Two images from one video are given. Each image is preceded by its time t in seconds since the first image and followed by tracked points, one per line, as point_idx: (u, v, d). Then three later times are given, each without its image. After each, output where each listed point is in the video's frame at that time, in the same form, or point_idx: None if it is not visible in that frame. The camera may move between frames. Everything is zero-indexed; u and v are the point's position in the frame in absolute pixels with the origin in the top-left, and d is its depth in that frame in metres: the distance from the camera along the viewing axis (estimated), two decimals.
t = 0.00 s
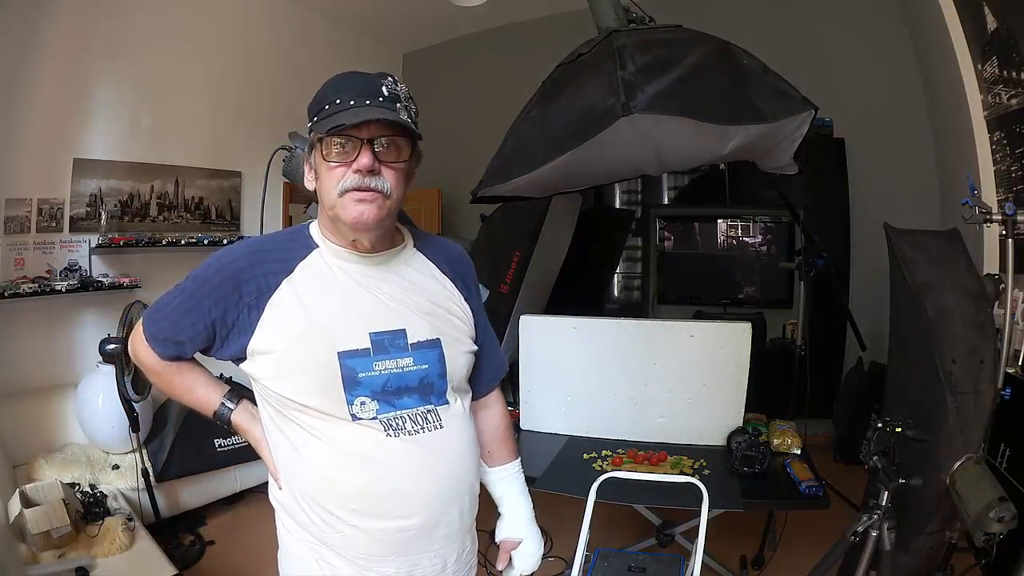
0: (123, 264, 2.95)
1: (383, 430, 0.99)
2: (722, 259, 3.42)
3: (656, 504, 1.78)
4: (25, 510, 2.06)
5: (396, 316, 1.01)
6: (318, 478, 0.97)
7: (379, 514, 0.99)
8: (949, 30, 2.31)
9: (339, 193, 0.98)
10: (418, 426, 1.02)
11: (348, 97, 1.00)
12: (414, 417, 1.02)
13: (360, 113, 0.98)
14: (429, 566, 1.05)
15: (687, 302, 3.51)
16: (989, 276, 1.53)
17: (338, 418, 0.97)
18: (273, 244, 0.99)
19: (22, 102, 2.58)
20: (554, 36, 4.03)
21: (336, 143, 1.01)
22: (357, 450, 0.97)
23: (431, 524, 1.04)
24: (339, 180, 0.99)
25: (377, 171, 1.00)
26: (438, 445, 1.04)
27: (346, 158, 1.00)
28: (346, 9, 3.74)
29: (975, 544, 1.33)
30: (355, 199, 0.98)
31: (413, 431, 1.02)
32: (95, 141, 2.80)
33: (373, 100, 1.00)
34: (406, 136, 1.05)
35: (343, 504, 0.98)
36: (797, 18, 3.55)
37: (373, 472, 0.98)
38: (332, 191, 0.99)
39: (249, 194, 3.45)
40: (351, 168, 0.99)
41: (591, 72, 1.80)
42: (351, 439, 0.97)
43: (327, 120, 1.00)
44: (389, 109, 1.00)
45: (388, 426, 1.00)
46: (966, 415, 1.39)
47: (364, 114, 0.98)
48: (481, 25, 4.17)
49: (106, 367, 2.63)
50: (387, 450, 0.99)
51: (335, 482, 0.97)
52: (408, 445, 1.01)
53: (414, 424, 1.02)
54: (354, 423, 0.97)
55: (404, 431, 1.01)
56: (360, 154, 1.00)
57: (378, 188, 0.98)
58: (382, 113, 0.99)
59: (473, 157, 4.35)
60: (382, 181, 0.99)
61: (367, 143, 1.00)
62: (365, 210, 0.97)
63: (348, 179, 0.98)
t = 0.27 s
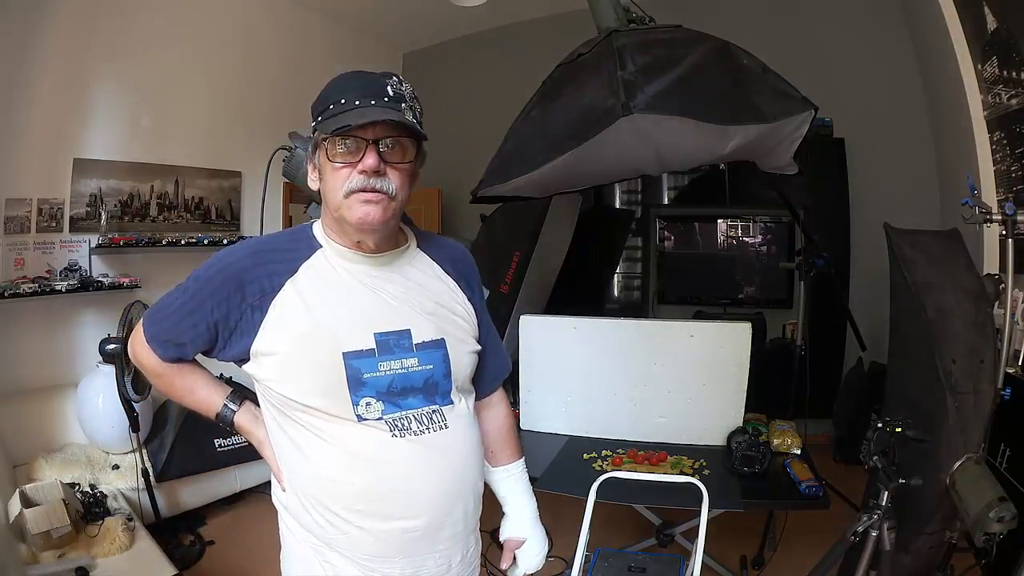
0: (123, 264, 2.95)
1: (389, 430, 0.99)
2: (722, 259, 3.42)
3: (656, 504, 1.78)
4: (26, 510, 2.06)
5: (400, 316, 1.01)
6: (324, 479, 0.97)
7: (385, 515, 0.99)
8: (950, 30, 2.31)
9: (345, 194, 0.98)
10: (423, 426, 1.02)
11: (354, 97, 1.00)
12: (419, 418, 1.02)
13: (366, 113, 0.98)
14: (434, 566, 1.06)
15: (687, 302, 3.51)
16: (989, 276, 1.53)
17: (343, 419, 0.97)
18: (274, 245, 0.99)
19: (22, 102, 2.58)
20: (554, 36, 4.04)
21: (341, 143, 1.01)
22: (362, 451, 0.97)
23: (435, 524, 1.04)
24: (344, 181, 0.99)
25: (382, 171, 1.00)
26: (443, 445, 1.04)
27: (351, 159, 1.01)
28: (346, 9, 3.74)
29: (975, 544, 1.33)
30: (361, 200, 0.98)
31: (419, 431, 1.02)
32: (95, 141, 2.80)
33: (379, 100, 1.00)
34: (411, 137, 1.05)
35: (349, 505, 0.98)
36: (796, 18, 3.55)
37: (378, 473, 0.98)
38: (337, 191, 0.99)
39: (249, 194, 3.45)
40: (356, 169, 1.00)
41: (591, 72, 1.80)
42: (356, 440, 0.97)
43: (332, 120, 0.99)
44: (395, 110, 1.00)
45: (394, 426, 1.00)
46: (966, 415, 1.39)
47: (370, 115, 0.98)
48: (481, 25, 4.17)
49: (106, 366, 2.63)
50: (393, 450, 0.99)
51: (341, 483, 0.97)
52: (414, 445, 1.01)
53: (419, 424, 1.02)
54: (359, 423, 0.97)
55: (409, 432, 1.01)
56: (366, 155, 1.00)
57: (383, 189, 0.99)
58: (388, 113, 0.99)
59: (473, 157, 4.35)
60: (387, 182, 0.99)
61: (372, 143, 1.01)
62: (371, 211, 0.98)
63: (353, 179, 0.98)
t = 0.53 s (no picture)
0: (124, 264, 2.95)
1: (394, 430, 0.99)
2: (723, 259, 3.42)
3: (657, 504, 1.78)
4: (26, 510, 2.06)
5: (403, 316, 1.02)
6: (329, 481, 0.97)
7: (391, 516, 1.00)
8: (949, 30, 2.31)
9: (348, 194, 0.98)
10: (428, 426, 1.03)
11: (357, 96, 1.00)
12: (424, 417, 1.03)
13: (369, 112, 0.98)
14: (440, 567, 1.06)
15: (687, 302, 3.47)
16: (989, 276, 1.53)
17: (348, 420, 0.97)
18: (276, 243, 1.00)
19: (22, 102, 2.58)
20: (554, 36, 4.04)
21: (344, 143, 1.01)
22: (369, 452, 0.97)
23: (442, 525, 1.05)
24: (348, 181, 0.99)
25: (386, 172, 1.01)
26: (447, 445, 1.05)
27: (355, 159, 1.01)
28: (346, 10, 3.75)
29: (975, 544, 1.33)
30: (364, 200, 0.98)
31: (424, 431, 1.02)
32: (95, 141, 2.80)
33: (382, 99, 1.00)
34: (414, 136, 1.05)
35: (355, 507, 0.98)
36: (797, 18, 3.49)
37: (384, 473, 0.98)
38: (341, 192, 0.99)
39: (249, 194, 3.45)
40: (360, 169, 1.00)
41: (591, 72, 1.80)
42: (363, 441, 0.97)
43: (336, 119, 0.99)
44: (398, 110, 1.00)
45: (399, 426, 1.00)
46: (967, 415, 1.39)
47: (374, 114, 0.98)
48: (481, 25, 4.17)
49: (106, 367, 2.63)
50: (398, 450, 0.99)
51: (347, 484, 0.97)
52: (420, 446, 1.01)
53: (424, 424, 1.02)
54: (364, 424, 0.97)
55: (414, 432, 1.01)
56: (370, 155, 1.00)
57: (387, 189, 0.99)
58: (392, 113, 0.99)
59: (473, 157, 4.35)
60: (391, 182, 1.00)
61: (376, 143, 1.01)
62: (375, 211, 0.98)
63: (357, 179, 0.99)
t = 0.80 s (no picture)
0: (124, 264, 2.95)
1: (400, 430, 0.99)
2: (722, 259, 3.42)
3: (656, 504, 1.78)
4: (25, 510, 2.05)
5: (406, 315, 1.02)
6: (335, 484, 0.96)
7: (399, 517, 1.00)
8: (949, 30, 2.31)
9: (362, 190, 0.98)
10: (434, 425, 1.03)
11: (367, 92, 1.00)
12: (429, 417, 1.03)
13: (384, 108, 0.99)
14: (447, 568, 1.06)
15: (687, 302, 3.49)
16: (989, 276, 1.53)
17: (353, 420, 0.97)
18: (274, 244, 0.99)
19: (22, 102, 2.58)
20: (554, 37, 4.04)
21: (355, 138, 1.01)
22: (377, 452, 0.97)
23: (449, 524, 1.05)
24: (359, 178, 0.99)
25: (397, 168, 1.02)
26: (453, 444, 1.05)
27: (365, 155, 1.01)
28: (346, 10, 3.75)
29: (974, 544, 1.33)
30: (378, 196, 0.99)
31: (430, 430, 1.03)
32: (95, 141, 2.80)
33: (392, 96, 1.01)
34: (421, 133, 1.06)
35: (362, 509, 0.97)
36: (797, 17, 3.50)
37: (391, 473, 0.98)
38: (352, 188, 0.99)
39: (249, 194, 3.45)
40: (372, 165, 1.00)
41: (591, 72, 1.80)
42: (370, 442, 0.97)
43: (348, 114, 0.99)
44: (411, 107, 1.01)
45: (405, 426, 1.00)
46: (967, 415, 1.39)
47: (388, 110, 0.98)
48: (481, 25, 4.17)
49: (106, 367, 2.63)
50: (404, 451, 0.99)
51: (353, 486, 0.97)
52: (428, 446, 1.02)
53: (430, 423, 1.03)
54: (370, 424, 0.98)
55: (421, 431, 1.01)
56: (382, 150, 1.01)
57: (399, 187, 1.00)
58: (405, 110, 1.00)
59: (473, 157, 4.36)
60: (403, 179, 1.01)
61: (388, 139, 1.01)
62: (388, 208, 0.99)
63: (371, 175, 0.99)
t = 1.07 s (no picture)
0: (124, 264, 2.95)
1: (408, 432, 1.00)
2: (723, 259, 3.42)
3: (657, 504, 1.78)
4: (26, 510, 2.05)
5: (410, 315, 1.03)
6: (342, 488, 0.96)
7: (405, 520, 1.00)
8: (950, 30, 2.31)
9: (362, 182, 0.99)
10: (440, 427, 1.04)
11: (366, 86, 1.00)
12: (436, 418, 1.04)
13: (383, 101, 0.99)
14: (452, 570, 1.07)
15: (687, 301, 3.48)
16: (989, 276, 1.53)
17: (360, 423, 0.97)
18: (272, 245, 0.98)
19: (22, 102, 2.58)
20: (554, 36, 4.04)
21: (354, 131, 1.01)
22: (384, 453, 0.98)
23: (454, 524, 1.06)
24: (358, 171, 1.00)
25: (397, 161, 1.02)
26: (458, 446, 1.06)
27: (364, 149, 1.01)
28: (346, 9, 3.75)
29: (974, 544, 1.33)
30: (378, 188, 0.99)
31: (437, 432, 1.03)
32: (95, 141, 2.80)
33: (391, 90, 1.01)
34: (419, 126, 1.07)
35: (369, 512, 0.98)
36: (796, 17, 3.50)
37: (398, 475, 0.99)
38: (351, 182, 1.00)
39: (249, 194, 3.45)
40: (372, 157, 1.01)
41: (591, 72, 1.80)
42: (377, 443, 0.97)
43: (346, 107, 0.99)
44: (409, 100, 1.02)
45: (412, 428, 1.01)
46: (967, 415, 1.39)
47: (387, 103, 0.99)
48: (481, 25, 4.17)
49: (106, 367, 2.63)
50: (412, 453, 1.00)
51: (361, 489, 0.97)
52: (434, 447, 1.03)
53: (437, 425, 1.04)
54: (378, 426, 0.98)
55: (428, 433, 1.02)
56: (381, 143, 1.01)
57: (399, 178, 1.01)
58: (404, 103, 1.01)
59: (473, 157, 4.35)
60: (403, 171, 1.02)
61: (387, 132, 1.02)
62: (389, 200, 0.99)
63: (370, 167, 1.00)
